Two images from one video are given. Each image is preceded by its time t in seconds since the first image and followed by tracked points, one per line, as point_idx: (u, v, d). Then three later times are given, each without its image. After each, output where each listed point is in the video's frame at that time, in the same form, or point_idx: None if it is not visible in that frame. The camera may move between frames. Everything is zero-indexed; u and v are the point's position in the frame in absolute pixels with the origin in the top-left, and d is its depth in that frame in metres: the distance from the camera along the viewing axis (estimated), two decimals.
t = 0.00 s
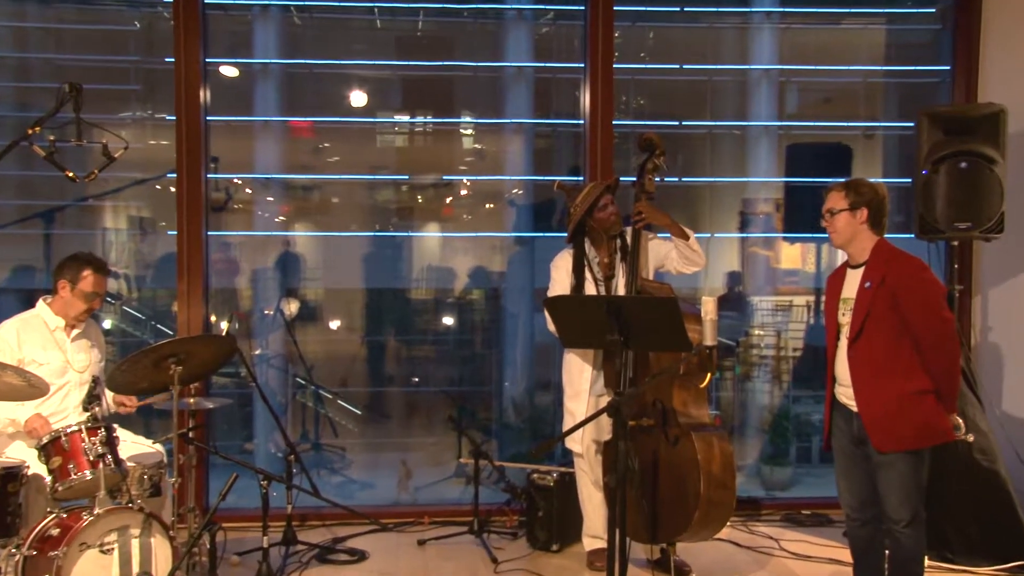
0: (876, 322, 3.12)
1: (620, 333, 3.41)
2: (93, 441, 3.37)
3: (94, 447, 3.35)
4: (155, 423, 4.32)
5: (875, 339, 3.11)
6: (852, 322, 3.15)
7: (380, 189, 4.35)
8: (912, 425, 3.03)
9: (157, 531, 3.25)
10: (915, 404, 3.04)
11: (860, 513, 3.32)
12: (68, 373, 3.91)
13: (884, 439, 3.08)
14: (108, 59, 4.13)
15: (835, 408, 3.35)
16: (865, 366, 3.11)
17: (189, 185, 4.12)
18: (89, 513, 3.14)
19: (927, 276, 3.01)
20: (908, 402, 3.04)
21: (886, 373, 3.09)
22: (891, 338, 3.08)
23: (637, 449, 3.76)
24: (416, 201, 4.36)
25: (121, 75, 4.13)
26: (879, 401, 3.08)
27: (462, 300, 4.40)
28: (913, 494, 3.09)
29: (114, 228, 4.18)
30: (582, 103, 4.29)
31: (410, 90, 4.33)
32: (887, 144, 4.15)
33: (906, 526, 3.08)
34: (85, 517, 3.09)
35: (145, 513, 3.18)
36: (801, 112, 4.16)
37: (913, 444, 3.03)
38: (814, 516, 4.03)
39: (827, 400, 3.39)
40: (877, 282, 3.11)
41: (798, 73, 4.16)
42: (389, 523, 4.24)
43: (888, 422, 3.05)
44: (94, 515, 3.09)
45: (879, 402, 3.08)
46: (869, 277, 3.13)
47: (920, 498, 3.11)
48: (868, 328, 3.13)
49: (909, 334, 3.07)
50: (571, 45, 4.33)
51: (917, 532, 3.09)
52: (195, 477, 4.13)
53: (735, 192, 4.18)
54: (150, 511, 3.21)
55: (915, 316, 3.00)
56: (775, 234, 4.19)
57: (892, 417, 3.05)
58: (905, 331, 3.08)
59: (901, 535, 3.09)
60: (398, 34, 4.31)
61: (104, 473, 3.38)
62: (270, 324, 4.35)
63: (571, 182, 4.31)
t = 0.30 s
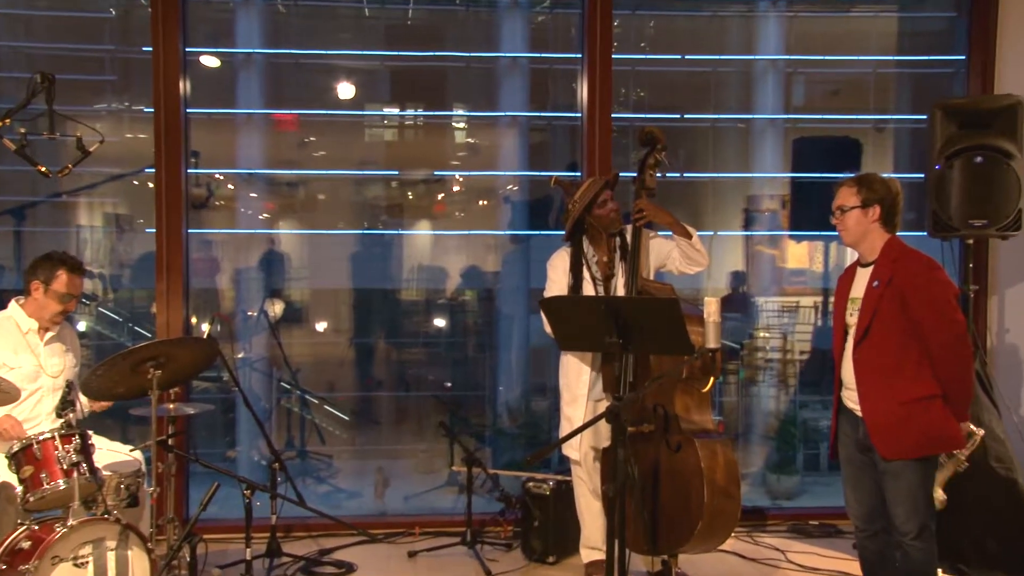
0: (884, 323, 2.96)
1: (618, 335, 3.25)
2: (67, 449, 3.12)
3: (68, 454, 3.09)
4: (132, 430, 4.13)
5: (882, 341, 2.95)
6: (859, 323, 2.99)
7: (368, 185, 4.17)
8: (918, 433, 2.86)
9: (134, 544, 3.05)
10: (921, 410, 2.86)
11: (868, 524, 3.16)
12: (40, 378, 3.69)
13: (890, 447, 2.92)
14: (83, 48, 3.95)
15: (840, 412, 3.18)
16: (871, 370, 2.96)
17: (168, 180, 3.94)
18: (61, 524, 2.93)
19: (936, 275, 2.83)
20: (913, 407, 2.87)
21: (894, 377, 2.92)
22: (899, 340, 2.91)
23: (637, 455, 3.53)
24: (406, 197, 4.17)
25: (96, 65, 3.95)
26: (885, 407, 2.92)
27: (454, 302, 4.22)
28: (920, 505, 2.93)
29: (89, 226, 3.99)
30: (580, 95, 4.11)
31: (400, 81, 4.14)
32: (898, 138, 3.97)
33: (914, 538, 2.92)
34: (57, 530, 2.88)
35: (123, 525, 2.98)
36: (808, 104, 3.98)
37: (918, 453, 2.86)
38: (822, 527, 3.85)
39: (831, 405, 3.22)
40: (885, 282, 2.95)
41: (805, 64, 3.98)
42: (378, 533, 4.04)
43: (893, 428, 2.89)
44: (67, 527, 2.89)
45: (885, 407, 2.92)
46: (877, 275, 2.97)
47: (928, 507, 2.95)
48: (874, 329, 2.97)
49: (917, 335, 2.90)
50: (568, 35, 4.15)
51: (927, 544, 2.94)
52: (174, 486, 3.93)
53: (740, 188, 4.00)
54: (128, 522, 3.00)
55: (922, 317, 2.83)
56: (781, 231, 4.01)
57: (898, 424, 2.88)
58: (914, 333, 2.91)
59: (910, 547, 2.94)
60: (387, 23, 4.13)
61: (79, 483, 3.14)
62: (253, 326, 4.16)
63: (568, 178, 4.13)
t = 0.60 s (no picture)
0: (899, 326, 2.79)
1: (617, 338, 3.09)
2: (39, 457, 2.91)
3: (40, 463, 2.88)
4: (109, 437, 3.93)
5: (898, 346, 2.77)
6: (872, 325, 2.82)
7: (357, 180, 3.98)
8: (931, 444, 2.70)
9: (110, 557, 2.86)
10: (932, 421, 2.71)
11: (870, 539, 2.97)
12: (11, 383, 3.40)
13: (896, 458, 2.75)
14: (56, 36, 3.77)
15: (843, 420, 2.99)
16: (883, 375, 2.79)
17: (146, 174, 3.75)
18: (33, 537, 2.73)
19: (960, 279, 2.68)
20: (923, 417, 2.71)
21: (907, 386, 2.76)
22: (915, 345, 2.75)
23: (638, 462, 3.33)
24: (396, 193, 3.99)
25: (70, 54, 3.77)
26: (895, 415, 2.75)
27: (446, 302, 4.03)
28: (929, 517, 2.76)
29: (63, 223, 3.80)
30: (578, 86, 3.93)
31: (389, 72, 3.96)
32: (911, 130, 3.79)
33: (920, 554, 2.75)
34: (28, 542, 2.68)
35: (100, 537, 2.79)
36: (817, 95, 3.81)
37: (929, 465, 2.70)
38: (832, 539, 3.67)
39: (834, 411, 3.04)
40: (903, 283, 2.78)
41: (813, 54, 3.81)
42: (366, 544, 3.85)
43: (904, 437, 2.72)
44: (38, 539, 2.69)
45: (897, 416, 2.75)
46: (896, 275, 2.80)
47: (937, 521, 2.77)
48: (888, 331, 2.80)
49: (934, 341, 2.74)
50: (565, 24, 3.97)
51: (933, 561, 2.75)
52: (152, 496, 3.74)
53: (745, 183, 3.83)
54: (105, 533, 2.81)
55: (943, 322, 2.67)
56: (788, 229, 3.83)
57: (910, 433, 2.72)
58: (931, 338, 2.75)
59: (915, 565, 2.76)
60: (376, 11, 3.95)
61: (52, 493, 2.93)
62: (236, 328, 3.98)
63: (565, 173, 3.95)
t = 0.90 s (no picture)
0: (921, 326, 2.61)
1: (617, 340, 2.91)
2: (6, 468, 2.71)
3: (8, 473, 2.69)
4: (82, 445, 3.73)
5: (918, 344, 2.59)
6: (894, 324, 2.63)
7: (344, 175, 3.79)
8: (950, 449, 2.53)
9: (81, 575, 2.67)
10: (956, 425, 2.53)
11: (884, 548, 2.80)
12: None
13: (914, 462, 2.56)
14: (25, 23, 3.59)
15: (855, 429, 2.78)
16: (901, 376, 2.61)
17: (120, 168, 3.55)
18: None
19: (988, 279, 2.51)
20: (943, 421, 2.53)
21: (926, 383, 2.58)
22: (937, 346, 2.57)
23: (639, 470, 3.15)
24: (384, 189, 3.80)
25: (40, 41, 3.59)
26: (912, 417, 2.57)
27: (438, 302, 3.84)
28: (951, 528, 2.61)
29: (32, 219, 3.61)
30: (575, 76, 3.75)
31: (378, 61, 3.77)
32: (925, 122, 3.61)
33: (942, 566, 2.60)
34: None
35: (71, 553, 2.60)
36: (826, 86, 3.63)
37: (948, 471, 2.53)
38: (843, 551, 3.49)
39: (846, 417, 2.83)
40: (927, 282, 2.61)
41: (822, 42, 3.63)
42: (352, 557, 3.65)
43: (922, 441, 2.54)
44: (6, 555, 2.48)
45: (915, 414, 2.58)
46: (920, 273, 2.61)
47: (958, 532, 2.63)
48: (910, 331, 2.62)
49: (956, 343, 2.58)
50: (562, 11, 3.79)
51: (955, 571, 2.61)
52: (127, 508, 3.53)
53: (750, 179, 3.66)
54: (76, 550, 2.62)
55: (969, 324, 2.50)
56: (795, 226, 3.66)
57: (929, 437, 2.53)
58: (953, 340, 2.58)
59: None
60: None
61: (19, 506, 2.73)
62: (217, 330, 3.79)
63: (562, 167, 3.77)
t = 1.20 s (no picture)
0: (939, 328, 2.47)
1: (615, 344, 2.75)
2: None
3: None
4: (51, 455, 3.54)
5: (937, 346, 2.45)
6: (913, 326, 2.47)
7: (328, 171, 3.61)
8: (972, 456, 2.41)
9: None
10: (980, 433, 2.43)
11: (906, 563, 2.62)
12: None
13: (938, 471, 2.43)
14: None
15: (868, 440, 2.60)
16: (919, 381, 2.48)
17: (91, 163, 3.37)
18: None
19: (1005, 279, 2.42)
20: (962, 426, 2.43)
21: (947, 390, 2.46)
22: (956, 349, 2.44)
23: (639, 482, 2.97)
24: (371, 185, 3.62)
25: (7, 29, 3.41)
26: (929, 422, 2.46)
27: (427, 305, 3.65)
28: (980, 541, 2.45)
29: None
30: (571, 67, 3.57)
31: (364, 52, 3.59)
32: (940, 116, 3.44)
33: None
34: None
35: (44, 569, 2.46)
36: (835, 78, 3.46)
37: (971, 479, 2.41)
38: (853, 567, 3.32)
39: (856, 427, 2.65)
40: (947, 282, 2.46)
41: (831, 32, 3.46)
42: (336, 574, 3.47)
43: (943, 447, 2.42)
44: None
45: (937, 422, 2.45)
46: (939, 272, 2.46)
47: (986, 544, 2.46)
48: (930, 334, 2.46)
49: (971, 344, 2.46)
50: None
51: None
52: (98, 522, 3.35)
53: (755, 175, 3.49)
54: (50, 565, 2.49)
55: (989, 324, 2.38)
56: (802, 225, 3.49)
57: (949, 444, 2.42)
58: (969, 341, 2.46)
59: None
60: None
61: None
62: (194, 334, 3.60)
63: (557, 163, 3.59)
